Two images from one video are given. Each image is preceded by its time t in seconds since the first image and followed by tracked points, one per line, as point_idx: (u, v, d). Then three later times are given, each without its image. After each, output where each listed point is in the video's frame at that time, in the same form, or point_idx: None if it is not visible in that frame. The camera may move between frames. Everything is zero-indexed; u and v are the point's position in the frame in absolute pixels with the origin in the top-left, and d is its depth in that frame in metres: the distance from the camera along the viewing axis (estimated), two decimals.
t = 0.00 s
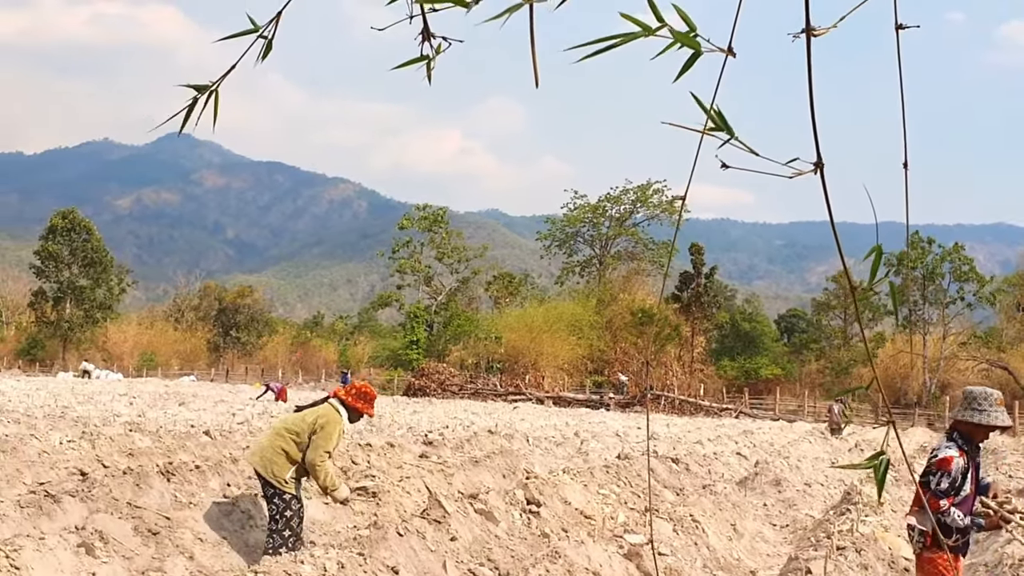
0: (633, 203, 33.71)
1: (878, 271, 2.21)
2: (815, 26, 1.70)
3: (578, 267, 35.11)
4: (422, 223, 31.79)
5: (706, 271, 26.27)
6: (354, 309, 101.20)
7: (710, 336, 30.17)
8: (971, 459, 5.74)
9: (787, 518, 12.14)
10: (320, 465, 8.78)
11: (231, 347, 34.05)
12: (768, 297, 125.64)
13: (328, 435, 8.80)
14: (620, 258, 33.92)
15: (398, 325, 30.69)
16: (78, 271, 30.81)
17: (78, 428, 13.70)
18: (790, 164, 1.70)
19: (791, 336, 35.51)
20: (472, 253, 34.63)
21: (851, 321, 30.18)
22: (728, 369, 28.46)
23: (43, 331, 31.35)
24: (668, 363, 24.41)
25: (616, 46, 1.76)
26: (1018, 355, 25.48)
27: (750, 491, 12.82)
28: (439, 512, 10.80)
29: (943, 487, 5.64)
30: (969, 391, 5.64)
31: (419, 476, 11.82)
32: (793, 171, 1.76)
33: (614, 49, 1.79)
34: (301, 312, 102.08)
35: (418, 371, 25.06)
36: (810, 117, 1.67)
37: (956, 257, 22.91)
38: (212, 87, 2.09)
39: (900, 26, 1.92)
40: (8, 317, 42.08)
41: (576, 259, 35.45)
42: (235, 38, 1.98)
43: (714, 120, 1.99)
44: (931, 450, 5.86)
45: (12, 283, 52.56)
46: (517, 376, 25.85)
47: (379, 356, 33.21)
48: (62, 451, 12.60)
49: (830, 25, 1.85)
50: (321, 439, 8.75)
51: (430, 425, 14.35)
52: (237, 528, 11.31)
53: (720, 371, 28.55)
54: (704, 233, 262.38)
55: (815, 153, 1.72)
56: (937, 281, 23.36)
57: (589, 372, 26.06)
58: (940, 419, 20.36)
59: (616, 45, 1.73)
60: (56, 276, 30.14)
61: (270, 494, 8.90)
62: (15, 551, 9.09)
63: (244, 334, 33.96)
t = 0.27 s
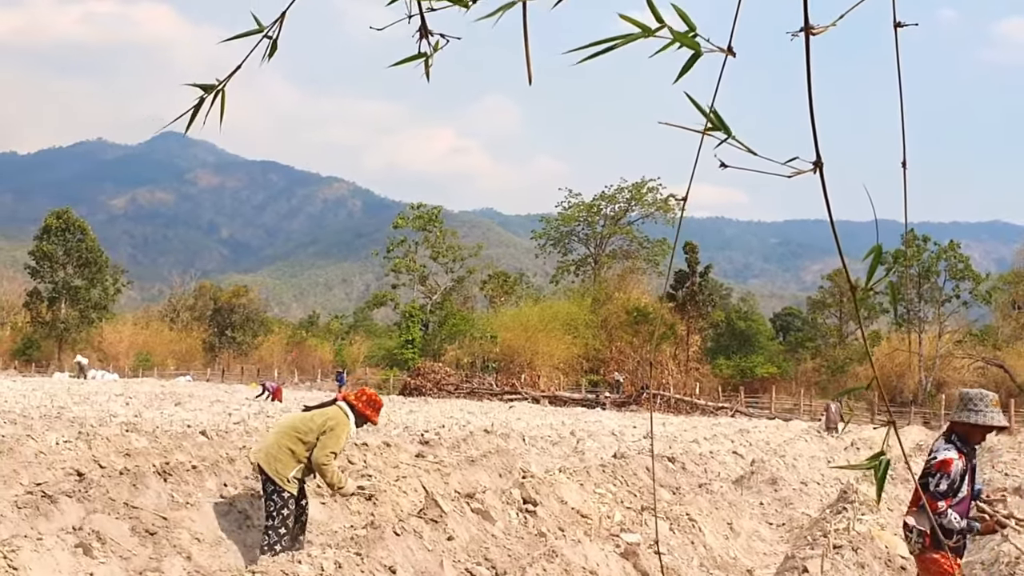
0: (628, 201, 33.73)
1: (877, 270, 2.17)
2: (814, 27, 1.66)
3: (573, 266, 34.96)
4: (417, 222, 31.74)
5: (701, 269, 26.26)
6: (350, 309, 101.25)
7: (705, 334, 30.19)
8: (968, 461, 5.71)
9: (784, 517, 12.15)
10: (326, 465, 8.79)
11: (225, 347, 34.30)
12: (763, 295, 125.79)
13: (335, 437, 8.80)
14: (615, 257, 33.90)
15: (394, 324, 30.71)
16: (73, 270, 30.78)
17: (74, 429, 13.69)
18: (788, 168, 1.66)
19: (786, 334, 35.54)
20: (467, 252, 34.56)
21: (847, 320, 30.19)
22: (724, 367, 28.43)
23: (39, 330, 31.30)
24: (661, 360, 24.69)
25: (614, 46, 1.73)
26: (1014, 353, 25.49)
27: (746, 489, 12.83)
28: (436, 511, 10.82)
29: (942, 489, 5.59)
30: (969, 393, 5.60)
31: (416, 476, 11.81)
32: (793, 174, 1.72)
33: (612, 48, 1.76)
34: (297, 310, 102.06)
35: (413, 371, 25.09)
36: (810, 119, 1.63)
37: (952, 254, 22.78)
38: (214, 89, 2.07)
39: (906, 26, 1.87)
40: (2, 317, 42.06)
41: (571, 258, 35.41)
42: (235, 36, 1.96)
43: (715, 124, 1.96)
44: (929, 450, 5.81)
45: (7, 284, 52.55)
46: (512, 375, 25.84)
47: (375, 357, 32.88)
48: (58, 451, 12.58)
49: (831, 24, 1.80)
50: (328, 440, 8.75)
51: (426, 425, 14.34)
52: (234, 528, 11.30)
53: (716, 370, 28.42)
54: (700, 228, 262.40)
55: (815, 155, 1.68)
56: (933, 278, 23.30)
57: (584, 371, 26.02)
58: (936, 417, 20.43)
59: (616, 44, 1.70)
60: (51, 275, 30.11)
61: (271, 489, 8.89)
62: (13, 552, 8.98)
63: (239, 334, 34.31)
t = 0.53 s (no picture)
0: (624, 200, 33.79)
1: (867, 270, 2.13)
2: (803, 27, 1.69)
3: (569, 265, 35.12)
4: (412, 221, 31.75)
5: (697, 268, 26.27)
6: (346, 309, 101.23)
7: (701, 332, 30.22)
8: (968, 466, 5.72)
9: (779, 515, 12.14)
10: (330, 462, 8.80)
11: (221, 347, 34.38)
12: (759, 295, 125.94)
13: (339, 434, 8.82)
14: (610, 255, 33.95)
15: (390, 323, 30.78)
16: (68, 271, 30.76)
17: (70, 429, 13.67)
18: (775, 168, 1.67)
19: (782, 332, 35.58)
20: (463, 251, 34.53)
21: (842, 317, 30.24)
22: (721, 365, 28.34)
23: (34, 331, 31.25)
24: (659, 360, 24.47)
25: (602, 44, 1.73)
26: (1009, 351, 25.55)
27: (742, 488, 12.83)
28: (432, 510, 10.85)
29: (940, 492, 5.61)
30: (973, 398, 5.61)
31: (411, 475, 11.79)
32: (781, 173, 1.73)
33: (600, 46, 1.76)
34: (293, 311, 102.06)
35: (409, 370, 25.12)
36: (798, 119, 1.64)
37: (946, 251, 23.28)
38: (203, 78, 2.07)
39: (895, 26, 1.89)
40: None
41: (567, 257, 35.41)
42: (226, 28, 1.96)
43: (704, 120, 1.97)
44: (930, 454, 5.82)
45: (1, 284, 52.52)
46: (508, 374, 25.86)
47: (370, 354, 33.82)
48: (54, 452, 12.56)
49: (821, 25, 1.81)
50: (333, 437, 8.77)
51: (421, 424, 14.33)
52: (229, 528, 11.29)
53: (711, 368, 28.34)
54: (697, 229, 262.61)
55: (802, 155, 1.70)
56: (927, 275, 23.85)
57: (581, 369, 26.05)
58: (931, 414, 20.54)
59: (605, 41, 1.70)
60: (46, 276, 30.11)
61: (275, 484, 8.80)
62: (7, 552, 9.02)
63: (236, 334, 34.23)
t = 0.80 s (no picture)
0: (616, 198, 33.88)
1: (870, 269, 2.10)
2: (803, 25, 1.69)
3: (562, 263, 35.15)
4: (405, 219, 31.70)
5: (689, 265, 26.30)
6: (337, 308, 101.28)
7: (693, 330, 30.29)
8: (985, 476, 5.75)
9: (773, 513, 12.16)
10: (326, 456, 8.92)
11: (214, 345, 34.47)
12: (751, 292, 126.31)
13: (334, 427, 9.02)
14: (603, 253, 34.01)
15: (382, 322, 30.78)
16: (61, 270, 30.67)
17: (63, 429, 13.62)
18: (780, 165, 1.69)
19: (775, 330, 35.69)
20: (456, 249, 34.52)
21: (835, 315, 30.31)
22: (713, 364, 28.57)
23: (27, 330, 31.10)
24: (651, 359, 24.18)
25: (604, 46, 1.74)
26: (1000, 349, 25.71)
27: (736, 485, 12.84)
28: (426, 509, 10.86)
29: (955, 500, 5.66)
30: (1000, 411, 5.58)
31: (405, 473, 11.78)
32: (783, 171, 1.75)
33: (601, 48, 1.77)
34: (285, 309, 101.98)
35: (403, 367, 25.08)
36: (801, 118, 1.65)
37: (939, 249, 23.26)
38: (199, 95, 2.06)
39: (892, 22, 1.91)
40: None
41: (559, 255, 35.41)
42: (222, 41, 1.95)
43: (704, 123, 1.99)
44: (947, 458, 5.83)
45: None
46: (501, 373, 25.88)
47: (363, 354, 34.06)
48: (47, 451, 12.51)
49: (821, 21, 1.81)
50: (328, 430, 8.96)
51: (415, 423, 14.32)
52: (223, 527, 11.28)
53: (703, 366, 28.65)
54: (691, 224, 262.70)
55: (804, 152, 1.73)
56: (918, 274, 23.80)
57: (573, 367, 26.19)
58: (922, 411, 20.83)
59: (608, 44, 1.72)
60: (38, 275, 30.03)
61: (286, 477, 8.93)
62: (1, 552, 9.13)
63: (228, 333, 34.55)
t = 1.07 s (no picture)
0: (608, 195, 33.91)
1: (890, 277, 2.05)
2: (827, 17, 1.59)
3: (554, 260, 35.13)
4: (397, 218, 31.67)
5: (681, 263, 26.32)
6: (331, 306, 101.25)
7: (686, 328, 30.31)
8: (1010, 498, 5.81)
9: (766, 511, 12.17)
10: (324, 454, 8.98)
11: (207, 345, 34.02)
12: (744, 289, 126.53)
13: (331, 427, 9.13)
14: (596, 251, 34.03)
15: (376, 321, 30.73)
16: (53, 270, 30.60)
17: (56, 429, 13.58)
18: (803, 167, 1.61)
19: (768, 328, 35.75)
20: (448, 248, 34.49)
21: (827, 312, 30.37)
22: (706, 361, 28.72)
23: (20, 330, 31.01)
24: (645, 355, 24.89)
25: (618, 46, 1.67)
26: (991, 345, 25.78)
27: (729, 483, 12.85)
28: (420, 507, 10.86)
29: (971, 517, 5.78)
30: None
31: (399, 472, 11.79)
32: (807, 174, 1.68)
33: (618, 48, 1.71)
34: (279, 306, 101.93)
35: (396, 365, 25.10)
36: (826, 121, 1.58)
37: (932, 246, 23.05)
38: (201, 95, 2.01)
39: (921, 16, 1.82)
40: None
41: (552, 253, 35.41)
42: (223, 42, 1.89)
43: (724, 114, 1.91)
44: (976, 473, 5.90)
45: None
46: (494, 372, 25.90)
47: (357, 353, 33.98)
48: (40, 451, 12.46)
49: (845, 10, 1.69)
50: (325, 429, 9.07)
51: (408, 421, 14.30)
52: (216, 527, 11.27)
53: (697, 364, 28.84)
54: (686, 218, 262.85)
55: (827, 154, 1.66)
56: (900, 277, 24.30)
57: (566, 366, 26.24)
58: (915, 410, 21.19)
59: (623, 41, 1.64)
60: (30, 275, 29.95)
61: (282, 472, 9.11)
62: None
63: (221, 332, 34.06)
